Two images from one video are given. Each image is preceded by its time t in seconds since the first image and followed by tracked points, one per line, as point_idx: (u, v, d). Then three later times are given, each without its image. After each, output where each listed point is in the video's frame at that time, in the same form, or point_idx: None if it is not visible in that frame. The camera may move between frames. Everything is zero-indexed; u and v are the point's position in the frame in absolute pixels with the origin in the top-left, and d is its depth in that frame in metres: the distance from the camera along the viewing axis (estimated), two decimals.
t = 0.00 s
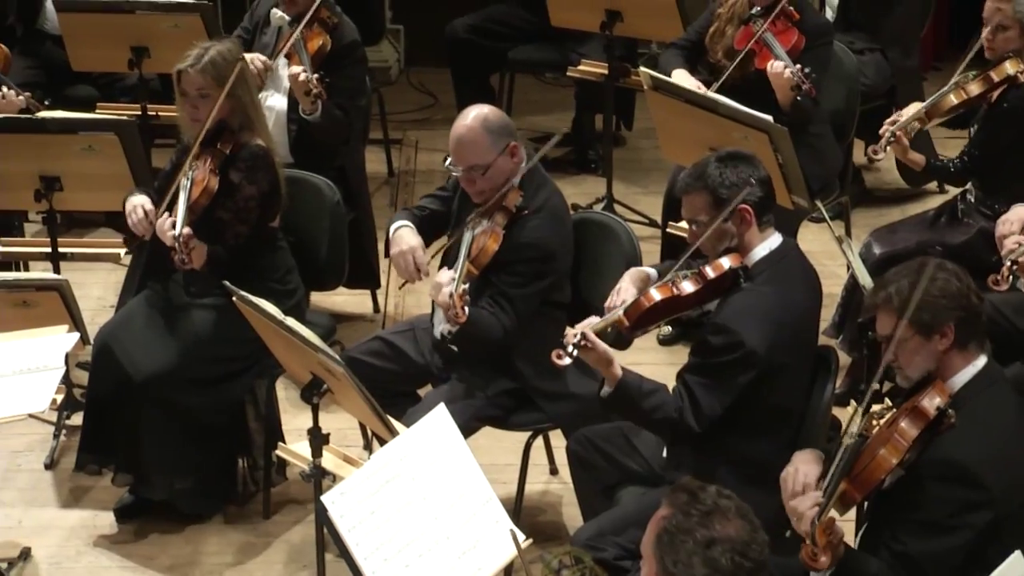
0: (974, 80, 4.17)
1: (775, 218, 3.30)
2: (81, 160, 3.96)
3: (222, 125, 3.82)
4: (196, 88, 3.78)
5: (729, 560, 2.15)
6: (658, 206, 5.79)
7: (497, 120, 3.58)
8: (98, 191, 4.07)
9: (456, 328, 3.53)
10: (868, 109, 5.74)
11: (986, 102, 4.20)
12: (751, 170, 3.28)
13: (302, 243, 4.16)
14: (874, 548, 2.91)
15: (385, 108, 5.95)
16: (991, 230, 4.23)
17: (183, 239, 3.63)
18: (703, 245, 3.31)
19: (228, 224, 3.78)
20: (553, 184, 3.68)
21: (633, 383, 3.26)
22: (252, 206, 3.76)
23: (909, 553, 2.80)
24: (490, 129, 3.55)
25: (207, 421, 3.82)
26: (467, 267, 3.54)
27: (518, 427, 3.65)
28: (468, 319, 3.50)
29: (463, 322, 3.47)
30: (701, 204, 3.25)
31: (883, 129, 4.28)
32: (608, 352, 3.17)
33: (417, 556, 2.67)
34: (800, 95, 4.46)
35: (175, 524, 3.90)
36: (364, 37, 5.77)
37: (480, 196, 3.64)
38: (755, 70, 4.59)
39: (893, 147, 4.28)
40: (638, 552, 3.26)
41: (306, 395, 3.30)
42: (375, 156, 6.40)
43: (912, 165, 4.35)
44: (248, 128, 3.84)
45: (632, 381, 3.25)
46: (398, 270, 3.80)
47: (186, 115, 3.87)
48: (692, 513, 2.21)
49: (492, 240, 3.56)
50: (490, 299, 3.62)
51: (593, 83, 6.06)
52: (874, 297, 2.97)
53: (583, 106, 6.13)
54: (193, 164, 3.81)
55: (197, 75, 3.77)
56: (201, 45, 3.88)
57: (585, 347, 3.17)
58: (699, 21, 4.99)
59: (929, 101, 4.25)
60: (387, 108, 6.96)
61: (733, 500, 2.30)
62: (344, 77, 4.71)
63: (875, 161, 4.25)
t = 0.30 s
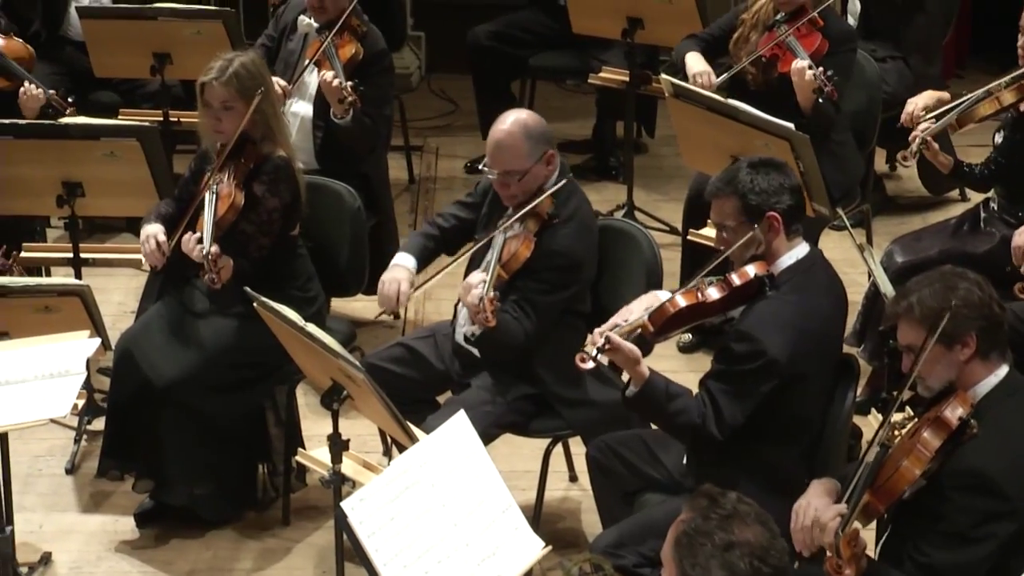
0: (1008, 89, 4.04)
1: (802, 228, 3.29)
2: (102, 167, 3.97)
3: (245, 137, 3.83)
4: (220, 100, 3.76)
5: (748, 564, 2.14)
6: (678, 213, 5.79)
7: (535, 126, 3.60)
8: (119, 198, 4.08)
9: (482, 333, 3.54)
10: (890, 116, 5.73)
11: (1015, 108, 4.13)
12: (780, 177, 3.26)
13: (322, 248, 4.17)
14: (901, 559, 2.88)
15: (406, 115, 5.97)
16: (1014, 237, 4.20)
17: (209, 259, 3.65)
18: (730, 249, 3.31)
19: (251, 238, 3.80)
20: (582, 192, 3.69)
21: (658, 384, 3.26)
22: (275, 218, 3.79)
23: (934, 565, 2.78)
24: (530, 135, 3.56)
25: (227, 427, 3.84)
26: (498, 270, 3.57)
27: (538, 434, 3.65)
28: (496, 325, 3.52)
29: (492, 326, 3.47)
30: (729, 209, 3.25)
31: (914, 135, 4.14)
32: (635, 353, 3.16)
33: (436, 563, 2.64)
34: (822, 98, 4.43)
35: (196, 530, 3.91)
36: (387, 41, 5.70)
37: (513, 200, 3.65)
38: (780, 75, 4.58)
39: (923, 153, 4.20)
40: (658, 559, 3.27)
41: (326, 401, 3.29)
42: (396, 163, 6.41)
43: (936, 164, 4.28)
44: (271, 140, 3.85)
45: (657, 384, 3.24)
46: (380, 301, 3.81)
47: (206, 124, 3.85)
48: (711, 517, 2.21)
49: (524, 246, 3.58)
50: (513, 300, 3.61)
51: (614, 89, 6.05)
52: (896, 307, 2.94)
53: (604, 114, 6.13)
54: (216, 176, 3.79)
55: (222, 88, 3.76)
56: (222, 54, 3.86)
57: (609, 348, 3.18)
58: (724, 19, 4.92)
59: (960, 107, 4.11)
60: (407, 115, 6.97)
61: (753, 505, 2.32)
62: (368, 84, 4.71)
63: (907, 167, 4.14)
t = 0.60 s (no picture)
0: (1015, 107, 4.10)
1: (814, 234, 3.29)
2: (110, 173, 3.98)
3: (255, 145, 3.83)
4: (232, 107, 3.77)
5: (752, 572, 2.13)
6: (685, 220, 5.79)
7: (565, 134, 3.62)
8: (129, 203, 4.08)
9: (498, 334, 3.56)
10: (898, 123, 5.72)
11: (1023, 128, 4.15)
12: (793, 184, 3.26)
13: (330, 253, 4.17)
14: (908, 568, 2.87)
15: (413, 121, 5.97)
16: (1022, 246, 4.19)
17: (212, 266, 3.66)
18: (741, 253, 3.31)
19: (256, 246, 3.79)
20: (600, 201, 3.70)
21: (667, 385, 3.24)
22: (281, 228, 3.80)
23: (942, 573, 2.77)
24: (559, 143, 3.59)
25: (235, 433, 3.84)
26: (520, 274, 3.58)
27: (545, 440, 3.65)
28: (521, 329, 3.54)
29: (515, 329, 3.51)
30: (740, 213, 3.24)
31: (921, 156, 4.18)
32: (644, 354, 3.17)
33: (443, 570, 2.64)
34: (832, 97, 4.41)
35: (203, 536, 3.90)
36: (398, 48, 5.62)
37: (535, 207, 3.67)
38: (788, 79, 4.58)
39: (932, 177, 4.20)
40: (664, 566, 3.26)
41: (333, 407, 3.28)
42: (404, 169, 6.41)
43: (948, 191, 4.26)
44: (280, 150, 3.85)
45: (669, 381, 3.24)
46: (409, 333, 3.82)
47: (218, 131, 3.85)
48: (716, 525, 2.21)
49: (547, 253, 3.59)
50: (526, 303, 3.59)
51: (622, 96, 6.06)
52: (904, 315, 2.93)
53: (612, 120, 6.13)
54: (223, 185, 3.79)
55: (236, 95, 3.76)
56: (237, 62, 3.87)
57: (617, 350, 3.18)
58: (730, 33, 4.97)
59: (969, 126, 4.16)
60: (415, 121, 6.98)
61: (758, 512, 2.30)
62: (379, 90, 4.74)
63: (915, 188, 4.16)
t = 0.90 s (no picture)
0: None
1: (821, 247, 3.27)
2: (116, 188, 3.99)
3: (262, 157, 3.85)
4: (243, 117, 3.81)
5: None
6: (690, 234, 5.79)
7: (572, 147, 3.65)
8: (133, 217, 4.08)
9: (510, 344, 3.55)
10: (903, 138, 5.72)
11: None
12: (800, 197, 3.27)
13: (334, 267, 4.18)
14: None
15: (418, 135, 5.98)
16: None
17: (217, 274, 3.66)
18: (748, 267, 3.31)
19: (258, 258, 3.77)
20: (606, 215, 3.70)
21: (672, 401, 3.29)
22: (285, 240, 3.79)
23: None
24: (567, 155, 3.62)
25: (240, 447, 3.85)
26: (532, 287, 3.57)
27: (550, 455, 3.65)
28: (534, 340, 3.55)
29: (529, 340, 3.53)
30: (749, 226, 3.23)
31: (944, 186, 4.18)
32: (648, 368, 3.21)
33: None
34: (838, 102, 4.43)
35: (207, 551, 3.89)
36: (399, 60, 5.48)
37: (542, 220, 3.67)
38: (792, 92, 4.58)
39: (950, 202, 4.20)
40: None
41: (338, 421, 3.27)
42: (408, 183, 6.42)
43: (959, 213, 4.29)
44: (287, 163, 3.87)
45: (673, 399, 3.28)
46: (450, 314, 3.80)
47: (227, 143, 3.89)
48: (723, 542, 2.20)
49: (558, 265, 3.58)
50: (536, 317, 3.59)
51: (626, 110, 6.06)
52: (908, 330, 2.93)
53: (616, 134, 6.14)
54: (229, 194, 3.81)
55: (248, 105, 3.80)
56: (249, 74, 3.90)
57: (626, 359, 3.22)
58: (734, 50, 4.95)
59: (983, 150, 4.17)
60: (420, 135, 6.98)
61: (765, 530, 2.29)
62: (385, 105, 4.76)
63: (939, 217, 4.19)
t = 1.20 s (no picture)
0: None
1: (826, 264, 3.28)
2: (117, 202, 4.00)
3: (264, 167, 3.86)
4: (251, 125, 3.83)
5: None
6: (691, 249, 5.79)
7: (556, 158, 3.62)
8: (133, 232, 4.08)
9: (502, 359, 3.53)
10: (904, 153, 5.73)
11: None
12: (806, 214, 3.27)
13: (336, 281, 4.18)
14: None
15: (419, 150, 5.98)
16: None
17: (217, 274, 3.66)
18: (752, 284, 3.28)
19: (260, 266, 3.77)
20: (602, 228, 3.69)
21: (673, 419, 3.24)
22: (286, 249, 3.78)
23: None
24: (553, 168, 3.59)
25: (239, 463, 3.85)
26: (520, 297, 3.58)
27: (551, 469, 3.65)
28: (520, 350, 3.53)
29: (516, 350, 3.52)
30: (754, 242, 3.24)
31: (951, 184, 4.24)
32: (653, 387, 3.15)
33: None
34: (836, 117, 4.42)
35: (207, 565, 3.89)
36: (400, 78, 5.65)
37: (533, 232, 3.66)
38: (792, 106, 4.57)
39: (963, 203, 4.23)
40: None
41: (338, 435, 3.25)
42: (409, 198, 6.42)
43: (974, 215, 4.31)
44: (290, 174, 3.90)
45: (674, 417, 3.23)
46: (446, 293, 3.80)
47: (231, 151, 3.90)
48: (724, 550, 2.20)
49: (547, 274, 3.59)
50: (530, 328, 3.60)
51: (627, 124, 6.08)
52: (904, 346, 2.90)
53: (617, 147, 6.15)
54: (231, 200, 3.82)
55: (257, 113, 3.83)
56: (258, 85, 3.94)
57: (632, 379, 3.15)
58: (736, 53, 4.89)
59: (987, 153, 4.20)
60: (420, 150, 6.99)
61: (766, 542, 2.29)
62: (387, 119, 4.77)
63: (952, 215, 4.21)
